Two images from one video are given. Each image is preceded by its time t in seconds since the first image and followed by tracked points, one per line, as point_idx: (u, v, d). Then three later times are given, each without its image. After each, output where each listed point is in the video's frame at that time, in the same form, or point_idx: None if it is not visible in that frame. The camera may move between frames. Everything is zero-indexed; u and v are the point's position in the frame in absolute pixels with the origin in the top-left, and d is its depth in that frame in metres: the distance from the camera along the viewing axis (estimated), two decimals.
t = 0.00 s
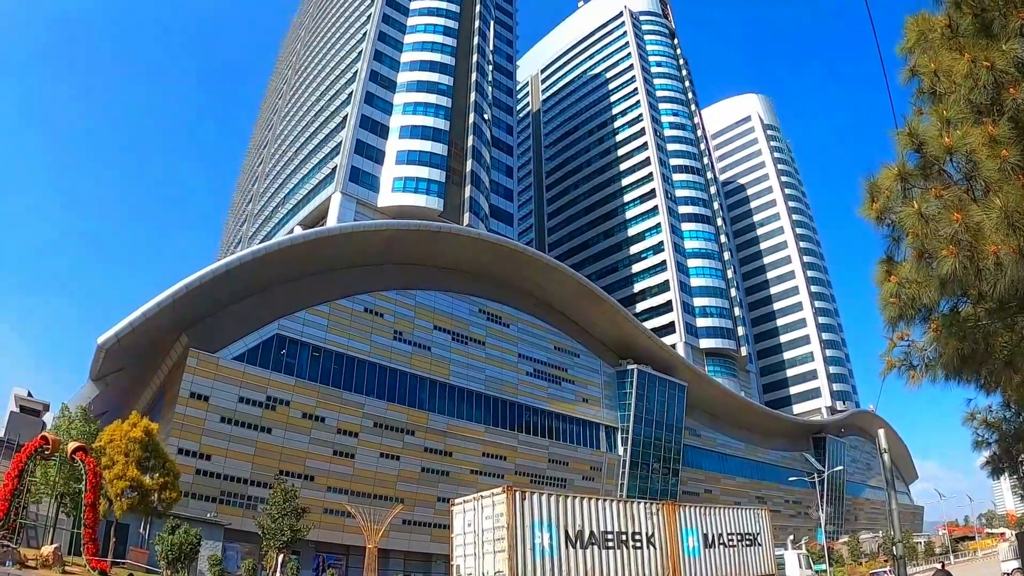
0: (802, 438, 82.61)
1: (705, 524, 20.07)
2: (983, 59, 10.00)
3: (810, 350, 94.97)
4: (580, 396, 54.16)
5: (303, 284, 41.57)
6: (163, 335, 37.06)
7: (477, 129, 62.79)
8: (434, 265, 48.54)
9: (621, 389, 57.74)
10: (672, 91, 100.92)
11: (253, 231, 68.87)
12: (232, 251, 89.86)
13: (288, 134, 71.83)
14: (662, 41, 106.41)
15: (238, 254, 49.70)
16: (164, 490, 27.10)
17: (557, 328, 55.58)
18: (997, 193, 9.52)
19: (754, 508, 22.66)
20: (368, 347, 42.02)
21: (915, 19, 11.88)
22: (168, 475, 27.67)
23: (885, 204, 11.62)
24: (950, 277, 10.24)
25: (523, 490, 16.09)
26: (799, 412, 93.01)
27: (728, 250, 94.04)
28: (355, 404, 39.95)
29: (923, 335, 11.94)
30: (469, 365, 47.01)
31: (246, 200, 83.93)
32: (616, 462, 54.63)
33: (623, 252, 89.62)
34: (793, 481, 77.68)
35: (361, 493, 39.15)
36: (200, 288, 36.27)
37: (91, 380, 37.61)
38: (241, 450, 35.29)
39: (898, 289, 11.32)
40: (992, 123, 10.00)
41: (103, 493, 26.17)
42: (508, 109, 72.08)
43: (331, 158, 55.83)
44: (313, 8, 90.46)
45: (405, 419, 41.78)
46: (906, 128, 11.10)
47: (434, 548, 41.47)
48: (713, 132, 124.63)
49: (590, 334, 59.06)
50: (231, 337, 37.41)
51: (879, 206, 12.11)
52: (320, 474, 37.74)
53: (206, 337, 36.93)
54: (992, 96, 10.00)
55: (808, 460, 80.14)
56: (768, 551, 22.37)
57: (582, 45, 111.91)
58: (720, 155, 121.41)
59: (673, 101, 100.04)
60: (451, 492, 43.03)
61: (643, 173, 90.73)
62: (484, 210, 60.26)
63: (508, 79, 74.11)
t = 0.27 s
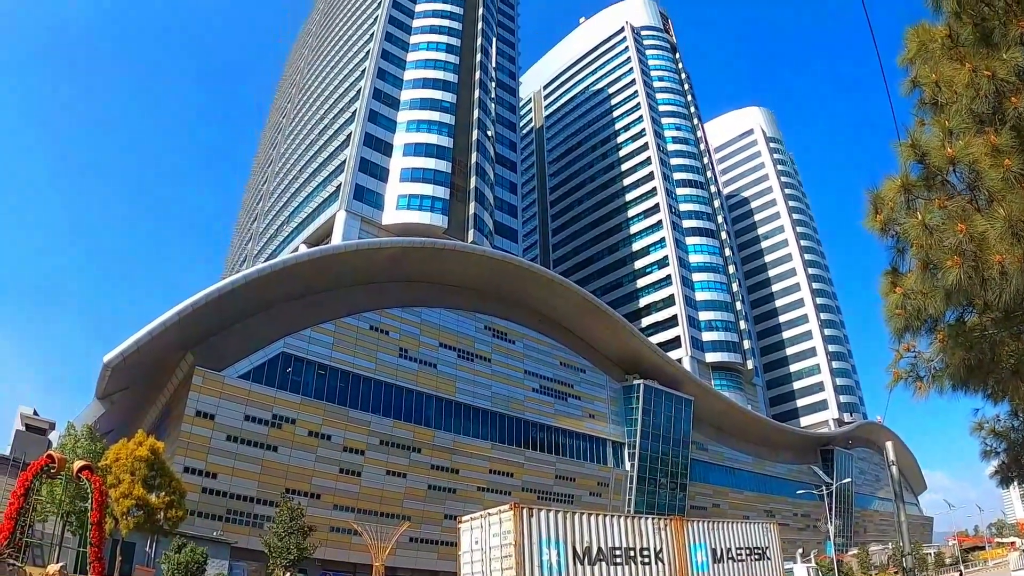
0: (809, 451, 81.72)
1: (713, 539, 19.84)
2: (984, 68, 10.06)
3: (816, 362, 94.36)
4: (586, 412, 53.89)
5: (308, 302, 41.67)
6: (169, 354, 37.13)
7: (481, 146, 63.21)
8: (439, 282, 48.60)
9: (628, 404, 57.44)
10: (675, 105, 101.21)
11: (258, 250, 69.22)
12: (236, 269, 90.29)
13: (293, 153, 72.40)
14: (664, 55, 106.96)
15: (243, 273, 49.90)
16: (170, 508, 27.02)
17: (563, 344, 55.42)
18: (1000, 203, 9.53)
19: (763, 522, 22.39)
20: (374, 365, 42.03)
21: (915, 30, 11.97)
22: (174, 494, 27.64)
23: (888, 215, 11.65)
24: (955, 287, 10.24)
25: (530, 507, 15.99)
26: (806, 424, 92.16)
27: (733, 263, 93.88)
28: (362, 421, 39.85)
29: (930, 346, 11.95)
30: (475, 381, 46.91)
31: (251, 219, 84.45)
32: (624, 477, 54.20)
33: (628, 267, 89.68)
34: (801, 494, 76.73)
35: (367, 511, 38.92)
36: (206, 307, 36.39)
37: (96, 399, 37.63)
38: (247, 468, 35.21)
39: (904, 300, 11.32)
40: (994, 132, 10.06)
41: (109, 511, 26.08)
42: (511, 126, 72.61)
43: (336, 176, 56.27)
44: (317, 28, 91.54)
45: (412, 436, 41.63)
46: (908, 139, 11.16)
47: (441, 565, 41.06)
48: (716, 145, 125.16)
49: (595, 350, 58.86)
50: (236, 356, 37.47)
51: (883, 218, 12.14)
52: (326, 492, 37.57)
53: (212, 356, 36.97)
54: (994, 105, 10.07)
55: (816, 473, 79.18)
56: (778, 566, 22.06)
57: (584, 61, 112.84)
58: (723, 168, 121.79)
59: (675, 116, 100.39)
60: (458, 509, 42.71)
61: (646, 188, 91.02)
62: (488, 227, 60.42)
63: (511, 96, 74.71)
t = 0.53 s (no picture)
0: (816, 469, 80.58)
1: (720, 559, 19.55)
2: (988, 85, 10.14)
3: (823, 380, 93.61)
4: (592, 431, 53.53)
5: (315, 321, 41.75)
6: (175, 372, 37.18)
7: (487, 165, 63.68)
8: (445, 301, 48.62)
9: (634, 423, 57.07)
10: (681, 124, 101.65)
11: (264, 268, 69.53)
12: (242, 287, 90.64)
13: (299, 172, 72.98)
14: (669, 74, 107.43)
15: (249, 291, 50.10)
16: (174, 526, 26.81)
17: (568, 363, 55.22)
18: (1006, 220, 9.54)
19: (770, 542, 22.06)
20: (380, 384, 41.97)
21: (919, 48, 12.10)
22: (179, 511, 27.45)
23: (894, 234, 11.69)
24: (962, 305, 10.24)
25: (535, 527, 15.81)
26: (813, 443, 91.15)
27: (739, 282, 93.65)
28: (367, 440, 39.71)
29: (936, 364, 11.95)
30: (481, 401, 46.75)
31: (257, 237, 84.92)
32: (630, 497, 53.66)
33: (634, 286, 89.66)
34: (809, 513, 75.57)
35: (372, 530, 38.60)
36: (212, 324, 36.46)
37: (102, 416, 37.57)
38: (252, 487, 35.06)
39: (910, 318, 11.32)
40: (999, 149, 10.13)
41: (113, 529, 25.84)
42: (517, 145, 73.19)
43: (342, 196, 56.69)
44: (324, 48, 92.71)
45: (417, 456, 41.42)
46: (913, 157, 11.25)
47: None
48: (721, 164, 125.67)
49: (601, 369, 58.58)
50: (242, 374, 37.45)
51: (889, 236, 12.16)
52: (331, 511, 37.33)
53: (217, 374, 36.98)
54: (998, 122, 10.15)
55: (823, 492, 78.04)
56: None
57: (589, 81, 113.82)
58: (728, 187, 122.17)
59: (681, 135, 100.72)
60: (463, 529, 42.32)
61: (652, 207, 91.27)
62: (494, 247, 60.54)
63: (517, 116, 75.39)
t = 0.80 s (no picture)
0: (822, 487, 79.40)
1: None
2: (991, 102, 10.14)
3: (829, 398, 92.78)
4: (598, 451, 53.12)
5: (320, 340, 41.80)
6: (180, 390, 37.21)
7: (492, 185, 64.06)
8: (450, 320, 48.60)
9: (640, 443, 56.62)
10: (685, 143, 102.16)
11: (270, 287, 69.78)
12: (247, 306, 90.90)
13: (306, 191, 73.56)
14: (674, 93, 108.10)
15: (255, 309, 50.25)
16: (179, 545, 26.58)
17: (574, 382, 55.00)
18: (1011, 236, 9.51)
19: (779, 564, 21.68)
20: (385, 404, 41.88)
21: (922, 66, 12.13)
22: (184, 530, 27.27)
23: (900, 252, 11.66)
24: (968, 323, 10.19)
25: (541, 548, 15.65)
26: (820, 461, 90.04)
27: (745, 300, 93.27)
28: (373, 460, 39.53)
29: (943, 382, 11.88)
30: (486, 421, 46.54)
31: (263, 256, 85.34)
32: (637, 517, 53.09)
33: (639, 305, 89.59)
34: (816, 532, 74.31)
35: (378, 550, 38.24)
36: (218, 343, 36.53)
37: (107, 433, 37.55)
38: (257, 506, 34.88)
39: (917, 336, 11.27)
40: (1003, 166, 10.12)
41: (118, 547, 25.79)
42: (522, 164, 73.65)
43: (348, 215, 57.08)
44: (330, 69, 93.86)
45: (423, 475, 41.16)
46: (918, 175, 11.25)
47: None
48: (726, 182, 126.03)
49: (607, 388, 58.24)
50: (247, 393, 37.45)
51: (895, 253, 12.16)
52: (336, 531, 37.04)
53: (223, 393, 36.99)
54: (1002, 139, 10.15)
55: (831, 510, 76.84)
56: None
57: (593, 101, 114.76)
58: (733, 205, 122.44)
59: (686, 153, 101.12)
60: (468, 549, 41.87)
61: (657, 226, 91.51)
62: (500, 266, 60.59)
63: (522, 135, 75.97)
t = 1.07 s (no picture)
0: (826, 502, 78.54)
1: None
2: (992, 117, 10.13)
3: (832, 413, 92.23)
4: (601, 467, 52.76)
5: (322, 356, 41.74)
6: (182, 405, 37.12)
7: (494, 201, 64.28)
8: (452, 336, 48.54)
9: (643, 459, 56.24)
10: (686, 159, 102.56)
11: (272, 303, 69.83)
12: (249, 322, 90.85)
13: (308, 207, 73.82)
14: (675, 110, 108.70)
15: (256, 326, 50.25)
16: (180, 561, 26.27)
17: (577, 398, 54.75)
18: (1013, 251, 9.50)
19: None
20: (387, 421, 41.74)
21: (923, 80, 12.18)
22: (185, 546, 26.99)
23: (902, 267, 11.70)
24: (971, 338, 10.17)
25: (545, 566, 15.50)
26: (823, 476, 89.24)
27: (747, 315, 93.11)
28: (374, 476, 39.31)
29: (947, 397, 11.84)
30: (488, 437, 46.32)
31: (265, 272, 85.49)
32: (639, 533, 52.65)
33: (641, 321, 89.49)
34: (820, 547, 73.48)
35: (379, 567, 37.90)
36: (220, 358, 36.51)
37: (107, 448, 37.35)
38: (258, 522, 34.65)
39: (920, 351, 11.25)
40: (1005, 180, 10.13)
41: (118, 563, 25.55)
42: (524, 181, 73.90)
43: (350, 231, 57.28)
44: (332, 86, 94.58)
45: (425, 492, 40.89)
46: (920, 191, 11.28)
47: None
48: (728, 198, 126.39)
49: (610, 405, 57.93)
50: (248, 409, 37.33)
51: (897, 269, 12.18)
52: (337, 547, 36.75)
53: (225, 409, 36.92)
54: (1003, 153, 10.14)
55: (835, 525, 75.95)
56: None
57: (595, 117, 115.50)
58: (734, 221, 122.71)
59: (687, 169, 101.41)
60: (470, 566, 41.45)
61: (659, 242, 91.66)
62: (502, 282, 60.56)
63: (524, 152, 76.34)
